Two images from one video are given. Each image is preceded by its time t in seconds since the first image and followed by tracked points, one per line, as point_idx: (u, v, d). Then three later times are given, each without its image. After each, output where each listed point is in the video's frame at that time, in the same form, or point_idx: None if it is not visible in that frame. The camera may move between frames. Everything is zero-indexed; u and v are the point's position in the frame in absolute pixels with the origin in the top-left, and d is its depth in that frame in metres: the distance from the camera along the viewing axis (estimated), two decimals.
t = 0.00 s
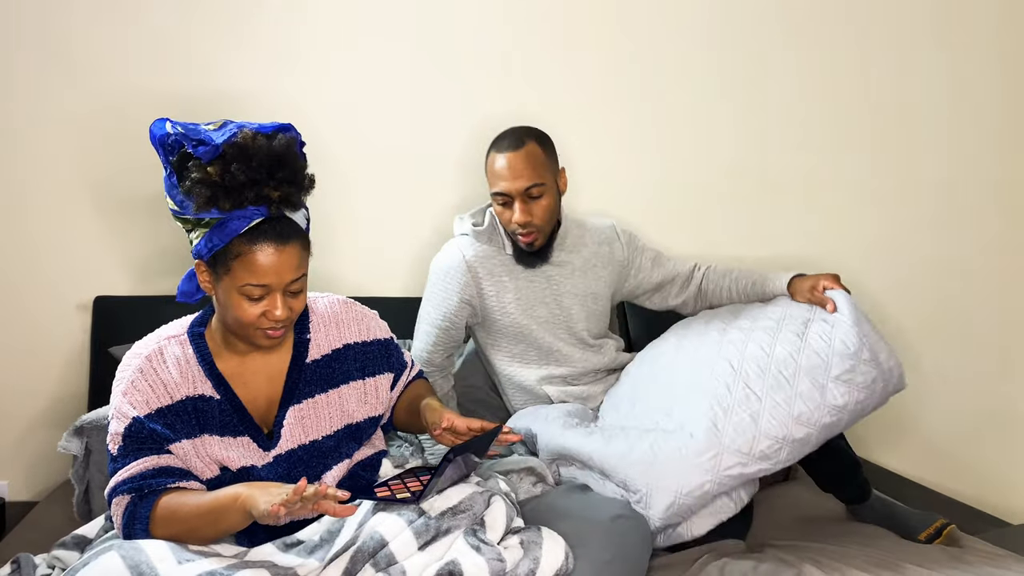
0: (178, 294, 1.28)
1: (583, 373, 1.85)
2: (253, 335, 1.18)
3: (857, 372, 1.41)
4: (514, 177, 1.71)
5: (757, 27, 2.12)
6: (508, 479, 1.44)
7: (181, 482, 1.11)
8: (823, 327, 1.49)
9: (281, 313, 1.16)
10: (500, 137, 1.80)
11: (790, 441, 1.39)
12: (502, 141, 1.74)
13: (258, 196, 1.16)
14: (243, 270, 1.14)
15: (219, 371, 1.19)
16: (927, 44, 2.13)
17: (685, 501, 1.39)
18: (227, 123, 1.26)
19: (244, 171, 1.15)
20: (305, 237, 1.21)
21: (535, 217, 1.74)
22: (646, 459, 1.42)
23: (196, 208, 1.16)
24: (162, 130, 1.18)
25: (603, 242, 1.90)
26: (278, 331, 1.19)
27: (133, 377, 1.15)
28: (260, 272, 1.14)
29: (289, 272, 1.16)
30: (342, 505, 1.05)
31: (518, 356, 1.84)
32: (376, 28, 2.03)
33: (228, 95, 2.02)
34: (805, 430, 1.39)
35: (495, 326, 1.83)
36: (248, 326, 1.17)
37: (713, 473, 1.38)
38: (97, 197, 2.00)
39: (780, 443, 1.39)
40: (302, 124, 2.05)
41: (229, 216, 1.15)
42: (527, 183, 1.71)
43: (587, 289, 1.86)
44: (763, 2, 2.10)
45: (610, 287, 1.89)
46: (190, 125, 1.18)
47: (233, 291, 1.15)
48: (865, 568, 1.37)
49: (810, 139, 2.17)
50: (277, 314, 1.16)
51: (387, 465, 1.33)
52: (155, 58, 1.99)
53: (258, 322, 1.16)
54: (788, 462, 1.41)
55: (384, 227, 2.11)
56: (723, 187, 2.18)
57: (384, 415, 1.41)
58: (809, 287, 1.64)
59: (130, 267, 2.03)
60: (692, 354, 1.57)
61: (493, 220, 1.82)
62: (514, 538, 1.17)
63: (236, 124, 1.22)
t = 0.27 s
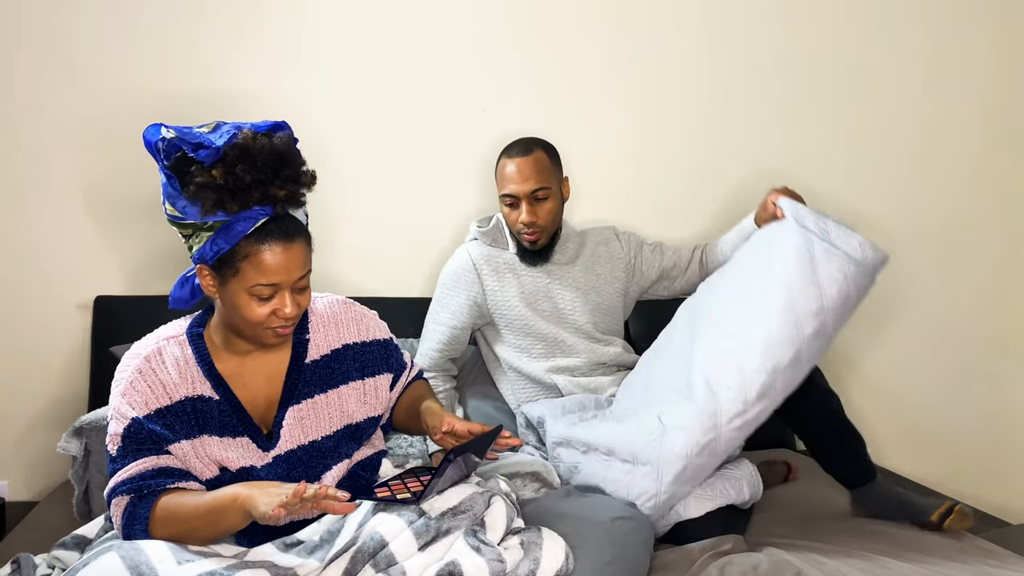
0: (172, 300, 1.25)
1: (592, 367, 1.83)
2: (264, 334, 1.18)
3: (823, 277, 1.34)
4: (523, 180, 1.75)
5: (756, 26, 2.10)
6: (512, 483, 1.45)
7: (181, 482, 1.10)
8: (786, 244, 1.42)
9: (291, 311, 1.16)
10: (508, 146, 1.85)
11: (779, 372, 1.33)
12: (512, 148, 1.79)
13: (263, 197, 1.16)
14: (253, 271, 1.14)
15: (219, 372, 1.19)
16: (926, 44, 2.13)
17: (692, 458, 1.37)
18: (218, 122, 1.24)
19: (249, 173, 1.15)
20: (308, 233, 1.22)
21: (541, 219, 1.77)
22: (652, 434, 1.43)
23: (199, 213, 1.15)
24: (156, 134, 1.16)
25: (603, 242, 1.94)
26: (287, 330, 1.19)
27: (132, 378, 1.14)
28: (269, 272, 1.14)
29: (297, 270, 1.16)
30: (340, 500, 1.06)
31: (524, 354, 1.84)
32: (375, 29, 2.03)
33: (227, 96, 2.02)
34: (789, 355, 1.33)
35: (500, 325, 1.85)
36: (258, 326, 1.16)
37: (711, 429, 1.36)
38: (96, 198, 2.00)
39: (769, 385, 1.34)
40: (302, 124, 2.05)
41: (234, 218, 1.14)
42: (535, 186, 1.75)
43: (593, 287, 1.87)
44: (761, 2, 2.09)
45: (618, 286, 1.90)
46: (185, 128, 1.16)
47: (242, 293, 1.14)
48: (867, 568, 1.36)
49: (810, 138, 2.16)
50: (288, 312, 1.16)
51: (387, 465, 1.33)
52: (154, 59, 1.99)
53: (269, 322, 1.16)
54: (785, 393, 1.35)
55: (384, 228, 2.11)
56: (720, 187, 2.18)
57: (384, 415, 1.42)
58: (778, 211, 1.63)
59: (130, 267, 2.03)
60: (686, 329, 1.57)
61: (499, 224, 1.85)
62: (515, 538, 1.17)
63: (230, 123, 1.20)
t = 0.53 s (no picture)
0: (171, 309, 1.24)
1: (592, 364, 1.84)
2: (274, 330, 1.18)
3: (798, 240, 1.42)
4: (527, 182, 1.79)
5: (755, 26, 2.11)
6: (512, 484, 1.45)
7: (181, 482, 1.10)
8: (763, 212, 1.49)
9: (300, 304, 1.16)
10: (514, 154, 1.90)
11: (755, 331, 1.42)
12: (518, 154, 1.84)
13: (265, 190, 1.15)
14: (262, 267, 1.13)
15: (219, 372, 1.19)
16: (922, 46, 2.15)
17: (684, 427, 1.43)
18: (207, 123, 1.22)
19: (250, 168, 1.13)
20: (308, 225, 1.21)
21: (543, 221, 1.80)
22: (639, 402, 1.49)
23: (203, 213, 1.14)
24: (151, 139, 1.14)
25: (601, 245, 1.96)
26: (297, 324, 1.19)
27: (132, 378, 1.14)
28: (276, 268, 1.14)
29: (303, 262, 1.16)
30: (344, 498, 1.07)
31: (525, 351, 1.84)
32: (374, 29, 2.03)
33: (227, 96, 2.02)
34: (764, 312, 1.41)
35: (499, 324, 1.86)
36: (267, 322, 1.16)
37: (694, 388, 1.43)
38: (95, 198, 2.00)
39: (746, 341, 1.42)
40: (301, 125, 2.05)
41: (239, 216, 1.13)
42: (538, 189, 1.79)
43: (592, 287, 1.89)
44: (760, 3, 2.09)
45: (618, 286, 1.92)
46: (180, 130, 1.14)
47: (252, 290, 1.14)
48: (868, 568, 1.36)
49: (810, 139, 2.16)
50: (298, 305, 1.16)
51: (387, 465, 1.33)
52: (154, 59, 1.99)
53: (279, 317, 1.16)
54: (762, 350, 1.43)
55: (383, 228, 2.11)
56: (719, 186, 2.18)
57: (384, 416, 1.41)
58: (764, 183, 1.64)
59: (130, 267, 2.04)
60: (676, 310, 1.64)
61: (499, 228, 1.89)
62: (515, 539, 1.17)
63: (221, 123, 1.19)
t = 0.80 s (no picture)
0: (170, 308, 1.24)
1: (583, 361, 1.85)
2: (279, 331, 1.18)
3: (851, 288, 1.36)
4: (530, 186, 1.82)
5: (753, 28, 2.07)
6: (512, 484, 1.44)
7: (181, 482, 1.10)
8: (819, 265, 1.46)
9: (306, 307, 1.16)
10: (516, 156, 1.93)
11: (802, 373, 1.35)
12: (521, 156, 1.87)
13: (277, 195, 1.15)
14: (271, 270, 1.13)
15: (219, 372, 1.19)
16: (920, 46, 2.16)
17: (710, 445, 1.39)
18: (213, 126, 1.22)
19: (264, 172, 1.13)
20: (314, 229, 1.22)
21: (541, 226, 1.85)
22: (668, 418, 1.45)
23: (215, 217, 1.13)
24: (160, 141, 1.12)
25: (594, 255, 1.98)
26: (301, 325, 1.19)
27: (133, 377, 1.14)
28: (286, 271, 1.14)
29: (311, 266, 1.16)
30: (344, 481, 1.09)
31: (517, 350, 1.85)
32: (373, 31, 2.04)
33: (228, 96, 2.03)
34: (815, 359, 1.34)
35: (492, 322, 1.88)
36: (274, 323, 1.16)
37: (729, 415, 1.38)
38: (96, 197, 2.01)
39: (791, 379, 1.35)
40: (301, 125, 2.06)
41: (250, 220, 1.13)
42: (540, 194, 1.83)
43: (583, 289, 1.93)
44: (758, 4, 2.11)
45: (609, 288, 1.95)
46: (190, 134, 1.14)
47: (259, 293, 1.14)
48: (868, 567, 1.36)
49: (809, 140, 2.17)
50: (304, 308, 1.16)
51: (387, 465, 1.33)
52: (154, 59, 1.99)
53: (285, 319, 1.16)
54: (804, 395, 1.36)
55: (383, 228, 2.12)
56: (713, 187, 2.15)
57: (384, 416, 1.42)
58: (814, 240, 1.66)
59: (131, 266, 2.04)
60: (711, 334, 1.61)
61: (491, 231, 1.93)
62: (514, 539, 1.17)
63: (229, 126, 1.18)
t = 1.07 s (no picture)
0: (168, 307, 1.20)
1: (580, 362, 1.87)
2: (284, 332, 1.18)
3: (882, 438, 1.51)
4: (535, 188, 1.84)
5: (744, 28, 2.20)
6: (512, 484, 1.44)
7: (183, 482, 1.10)
8: (858, 402, 1.62)
9: (311, 309, 1.17)
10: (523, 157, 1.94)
11: (829, 471, 1.47)
12: (528, 158, 1.88)
13: (290, 197, 1.15)
14: (280, 272, 1.13)
15: (221, 372, 1.19)
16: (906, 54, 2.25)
17: (730, 489, 1.43)
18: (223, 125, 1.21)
19: (278, 175, 1.13)
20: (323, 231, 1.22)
21: (543, 229, 1.86)
22: (695, 446, 1.48)
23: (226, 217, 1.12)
24: (172, 139, 1.11)
25: (592, 265, 2.01)
26: (306, 327, 1.20)
27: (135, 376, 1.13)
28: (297, 273, 1.14)
29: (319, 270, 1.17)
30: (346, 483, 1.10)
31: (512, 348, 1.86)
32: (375, 32, 2.08)
33: (227, 96, 2.03)
34: (843, 467, 1.47)
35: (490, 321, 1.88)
36: (281, 325, 1.17)
37: (755, 470, 1.44)
38: (96, 196, 2.01)
39: (819, 471, 1.47)
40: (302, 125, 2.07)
41: (261, 221, 1.13)
42: (546, 197, 1.85)
43: (577, 289, 1.96)
44: (754, 14, 2.20)
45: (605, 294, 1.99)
46: (204, 133, 1.12)
47: (267, 294, 1.14)
48: (868, 566, 1.36)
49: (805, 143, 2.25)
50: (310, 310, 1.16)
51: (387, 465, 1.33)
52: (158, 58, 2.00)
53: (293, 320, 1.16)
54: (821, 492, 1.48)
55: (383, 228, 2.13)
56: (716, 186, 2.24)
57: (385, 415, 1.42)
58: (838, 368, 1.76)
59: (130, 266, 2.04)
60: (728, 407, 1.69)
61: (489, 234, 1.97)
62: (514, 539, 1.17)
63: (241, 127, 1.18)
